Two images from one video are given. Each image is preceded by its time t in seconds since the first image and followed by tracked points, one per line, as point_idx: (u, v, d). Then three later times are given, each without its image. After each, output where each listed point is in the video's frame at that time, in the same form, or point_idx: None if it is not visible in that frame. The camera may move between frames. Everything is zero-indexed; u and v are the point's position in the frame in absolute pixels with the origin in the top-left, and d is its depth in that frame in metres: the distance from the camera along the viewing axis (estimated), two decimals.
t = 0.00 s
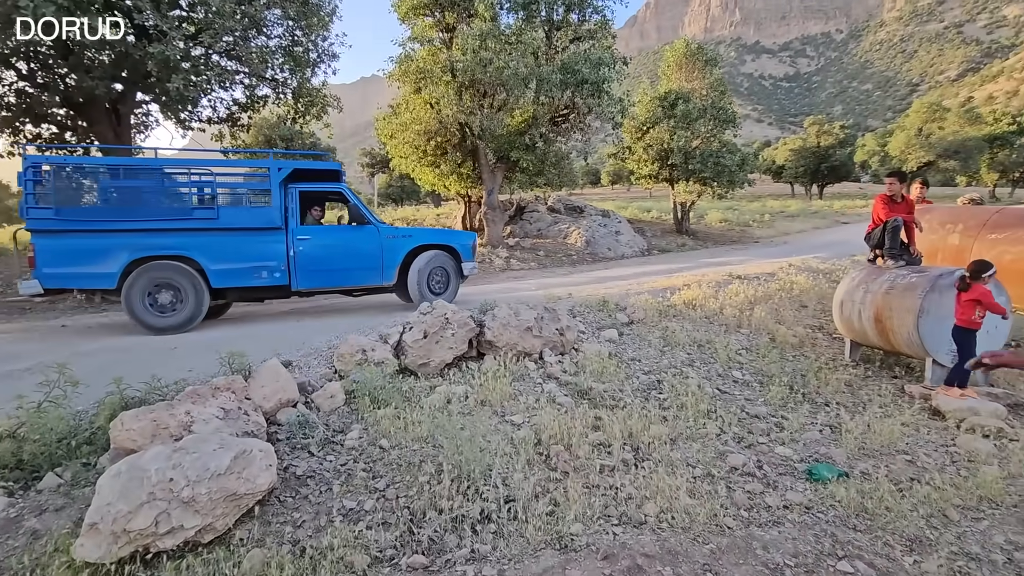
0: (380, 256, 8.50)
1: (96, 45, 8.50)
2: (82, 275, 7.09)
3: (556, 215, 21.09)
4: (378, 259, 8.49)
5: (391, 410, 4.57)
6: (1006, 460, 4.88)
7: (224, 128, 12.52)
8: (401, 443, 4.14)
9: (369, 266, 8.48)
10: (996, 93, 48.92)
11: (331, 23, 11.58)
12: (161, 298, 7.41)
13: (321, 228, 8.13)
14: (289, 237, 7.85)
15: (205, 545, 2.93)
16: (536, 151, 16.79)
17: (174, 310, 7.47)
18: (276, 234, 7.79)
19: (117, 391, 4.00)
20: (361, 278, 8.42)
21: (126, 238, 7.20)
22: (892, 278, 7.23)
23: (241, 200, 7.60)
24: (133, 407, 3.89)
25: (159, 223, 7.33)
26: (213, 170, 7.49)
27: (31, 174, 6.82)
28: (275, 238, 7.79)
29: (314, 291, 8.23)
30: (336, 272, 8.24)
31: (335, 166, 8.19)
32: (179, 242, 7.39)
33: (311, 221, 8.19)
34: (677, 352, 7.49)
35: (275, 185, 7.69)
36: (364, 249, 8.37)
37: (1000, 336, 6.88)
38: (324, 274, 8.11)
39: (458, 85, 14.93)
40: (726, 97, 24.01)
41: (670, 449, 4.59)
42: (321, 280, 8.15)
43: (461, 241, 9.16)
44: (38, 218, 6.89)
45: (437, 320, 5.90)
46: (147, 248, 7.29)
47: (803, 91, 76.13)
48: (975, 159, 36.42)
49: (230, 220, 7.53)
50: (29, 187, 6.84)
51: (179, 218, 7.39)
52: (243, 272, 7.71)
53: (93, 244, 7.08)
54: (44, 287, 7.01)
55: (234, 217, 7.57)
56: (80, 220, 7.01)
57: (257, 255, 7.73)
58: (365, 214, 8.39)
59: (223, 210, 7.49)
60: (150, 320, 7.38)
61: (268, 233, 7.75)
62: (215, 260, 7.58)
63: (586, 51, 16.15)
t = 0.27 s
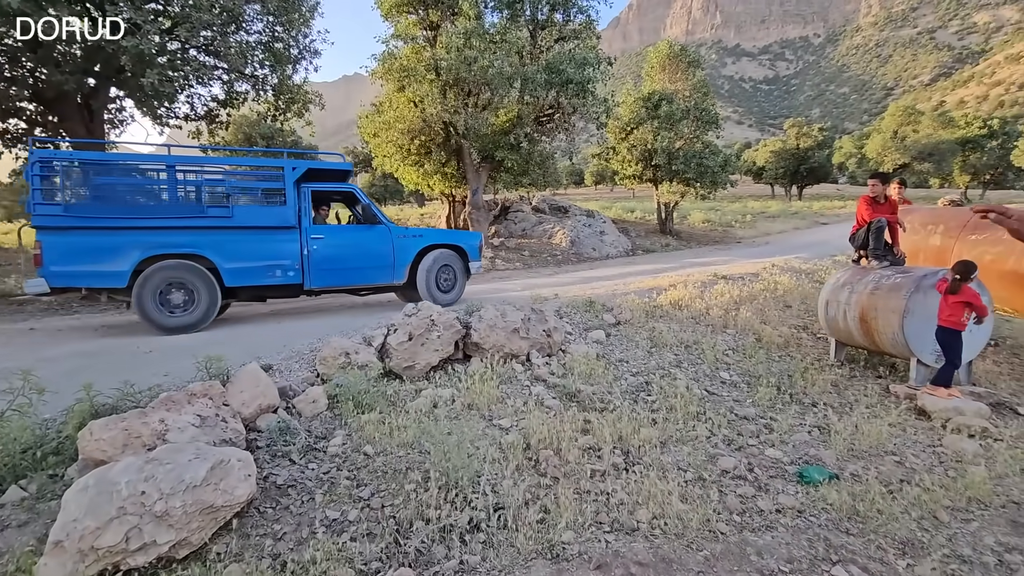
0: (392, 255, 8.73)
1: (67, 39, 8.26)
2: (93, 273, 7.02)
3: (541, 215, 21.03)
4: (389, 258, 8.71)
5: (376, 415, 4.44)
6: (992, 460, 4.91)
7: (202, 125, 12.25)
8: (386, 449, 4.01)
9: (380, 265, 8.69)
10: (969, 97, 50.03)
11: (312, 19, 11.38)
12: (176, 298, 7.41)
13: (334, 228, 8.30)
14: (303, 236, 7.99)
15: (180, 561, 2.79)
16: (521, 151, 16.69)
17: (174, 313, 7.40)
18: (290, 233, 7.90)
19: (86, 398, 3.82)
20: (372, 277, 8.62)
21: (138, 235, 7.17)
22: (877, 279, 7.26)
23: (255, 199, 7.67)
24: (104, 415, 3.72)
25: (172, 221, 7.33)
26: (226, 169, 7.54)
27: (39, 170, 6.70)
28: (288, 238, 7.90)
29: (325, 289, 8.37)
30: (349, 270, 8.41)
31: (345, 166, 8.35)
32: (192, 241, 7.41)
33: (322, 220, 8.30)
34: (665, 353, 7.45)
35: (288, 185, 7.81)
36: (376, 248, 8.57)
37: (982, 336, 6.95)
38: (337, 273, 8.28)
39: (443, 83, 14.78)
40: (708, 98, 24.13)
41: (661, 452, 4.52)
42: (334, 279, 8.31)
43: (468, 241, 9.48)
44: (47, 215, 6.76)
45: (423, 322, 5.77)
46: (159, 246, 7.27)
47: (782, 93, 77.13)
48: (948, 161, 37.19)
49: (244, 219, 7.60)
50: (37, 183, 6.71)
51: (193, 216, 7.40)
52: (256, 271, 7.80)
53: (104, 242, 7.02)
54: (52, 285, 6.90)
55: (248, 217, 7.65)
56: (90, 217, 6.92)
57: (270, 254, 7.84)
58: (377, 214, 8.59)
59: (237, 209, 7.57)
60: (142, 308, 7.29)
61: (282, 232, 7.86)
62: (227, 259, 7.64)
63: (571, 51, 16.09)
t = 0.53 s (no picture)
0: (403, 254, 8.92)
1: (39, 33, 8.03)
2: (106, 272, 6.90)
3: (528, 215, 20.96)
4: (400, 257, 8.91)
5: (360, 421, 4.30)
6: (983, 462, 4.90)
7: (182, 124, 12.00)
8: (370, 457, 3.87)
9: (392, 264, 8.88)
10: (946, 101, 50.91)
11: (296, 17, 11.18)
12: (192, 299, 7.36)
13: (348, 228, 8.43)
14: (317, 235, 8.09)
15: None
16: (508, 151, 16.60)
17: (177, 311, 7.27)
18: (304, 232, 7.99)
19: (53, 408, 3.62)
20: (383, 277, 8.80)
21: (152, 234, 7.10)
22: (865, 279, 7.25)
23: (269, 198, 7.74)
24: (71, 425, 3.53)
25: (187, 219, 7.31)
26: (241, 169, 7.58)
27: (52, 167, 6.58)
28: (302, 237, 7.99)
29: (338, 288, 8.49)
30: (362, 269, 8.57)
31: (356, 167, 8.47)
32: (208, 239, 7.40)
33: (335, 219, 8.40)
34: (654, 355, 7.39)
35: (303, 185, 7.92)
36: (388, 248, 8.75)
37: (969, 337, 6.97)
38: (351, 272, 8.42)
39: (429, 83, 14.62)
40: (694, 99, 24.19)
41: (651, 457, 4.44)
42: (347, 278, 8.45)
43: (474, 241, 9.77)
44: (61, 212, 6.63)
45: (408, 325, 5.62)
46: (175, 245, 7.23)
47: (765, 96, 77.88)
48: (926, 163, 37.76)
49: (259, 218, 7.66)
50: (51, 180, 6.59)
51: (208, 215, 7.40)
52: (271, 270, 7.85)
53: (120, 240, 6.93)
54: (64, 284, 6.74)
55: (264, 216, 7.70)
56: (104, 215, 6.82)
57: (285, 253, 7.90)
58: (389, 214, 8.77)
59: (253, 208, 7.62)
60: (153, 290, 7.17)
61: (296, 231, 7.95)
62: (242, 258, 7.65)
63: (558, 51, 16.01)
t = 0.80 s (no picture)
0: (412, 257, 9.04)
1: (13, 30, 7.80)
2: (120, 278, 6.81)
3: (516, 218, 20.86)
4: (408, 259, 9.02)
5: (343, 432, 4.16)
6: (975, 469, 4.86)
7: (164, 125, 11.75)
8: (352, 471, 3.73)
9: (400, 266, 8.99)
10: (927, 105, 51.65)
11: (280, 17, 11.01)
12: (207, 305, 7.34)
13: (357, 231, 8.51)
14: (329, 239, 8.15)
15: None
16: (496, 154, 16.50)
17: (184, 308, 7.19)
18: (316, 236, 8.04)
19: (17, 423, 3.44)
20: (392, 278, 8.90)
21: (166, 239, 7.03)
22: (855, 283, 7.21)
23: (282, 202, 7.76)
24: (36, 441, 3.34)
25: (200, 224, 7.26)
26: (254, 172, 7.57)
27: (63, 171, 6.46)
28: (315, 240, 8.04)
29: (348, 291, 8.55)
30: (372, 272, 8.65)
31: (365, 170, 8.56)
32: (222, 243, 7.36)
33: (345, 223, 8.49)
34: (644, 360, 7.30)
35: (314, 188, 7.96)
36: (397, 250, 8.86)
37: (958, 341, 6.96)
38: (361, 275, 8.50)
39: (416, 84, 14.46)
40: (681, 103, 24.25)
41: (642, 468, 4.33)
42: (357, 281, 8.52)
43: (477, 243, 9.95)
44: (73, 218, 6.51)
45: (393, 332, 5.46)
46: (189, 250, 7.18)
47: (750, 99, 78.51)
48: (909, 166, 38.22)
49: (273, 221, 7.66)
50: (61, 185, 6.46)
51: (222, 218, 7.37)
52: (284, 274, 7.86)
53: (133, 245, 6.84)
54: (77, 290, 6.63)
55: (276, 219, 7.71)
56: (117, 220, 6.73)
57: (298, 257, 7.92)
58: (397, 217, 8.88)
59: (266, 212, 7.62)
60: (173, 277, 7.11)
61: (308, 235, 7.98)
62: (255, 261, 7.64)
63: (546, 53, 15.93)
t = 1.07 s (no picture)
0: (420, 258, 9.10)
1: None
2: (136, 281, 6.87)
3: (506, 220, 20.77)
4: (416, 260, 9.11)
5: (326, 441, 4.04)
6: (968, 474, 4.84)
7: (147, 125, 11.55)
8: (335, 482, 3.61)
9: (409, 267, 9.06)
10: (911, 109, 52.25)
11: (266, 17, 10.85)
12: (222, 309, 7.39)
13: (366, 233, 8.56)
14: (339, 241, 8.21)
15: None
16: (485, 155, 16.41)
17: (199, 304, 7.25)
18: (327, 237, 8.12)
19: None
20: (401, 279, 8.97)
21: (181, 241, 7.10)
22: (845, 286, 7.19)
23: (295, 203, 7.85)
24: (2, 455, 3.20)
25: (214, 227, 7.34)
26: (266, 174, 7.66)
27: (78, 175, 6.52)
28: (326, 242, 8.11)
29: (359, 292, 8.60)
30: (381, 274, 8.71)
31: (373, 172, 8.68)
32: (236, 246, 7.43)
33: (354, 225, 8.57)
34: (635, 364, 7.22)
35: (325, 190, 8.05)
36: (405, 251, 8.92)
37: (948, 344, 6.95)
38: (371, 276, 8.56)
39: (405, 85, 14.32)
40: (670, 105, 24.26)
41: (634, 476, 4.25)
42: (367, 282, 8.58)
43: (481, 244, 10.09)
44: (89, 221, 6.58)
45: (380, 336, 5.33)
46: (203, 252, 7.25)
47: (738, 102, 79.04)
48: (893, 168, 38.60)
49: (286, 223, 7.74)
50: (77, 188, 6.52)
51: (236, 221, 7.44)
52: (296, 276, 7.92)
53: (148, 248, 6.90)
54: (94, 294, 6.70)
55: (288, 221, 7.79)
56: (133, 223, 6.80)
57: (310, 259, 7.99)
58: (405, 218, 8.98)
59: (279, 214, 7.69)
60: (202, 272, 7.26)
61: (319, 237, 8.04)
62: (269, 264, 7.70)
63: (535, 54, 15.86)
